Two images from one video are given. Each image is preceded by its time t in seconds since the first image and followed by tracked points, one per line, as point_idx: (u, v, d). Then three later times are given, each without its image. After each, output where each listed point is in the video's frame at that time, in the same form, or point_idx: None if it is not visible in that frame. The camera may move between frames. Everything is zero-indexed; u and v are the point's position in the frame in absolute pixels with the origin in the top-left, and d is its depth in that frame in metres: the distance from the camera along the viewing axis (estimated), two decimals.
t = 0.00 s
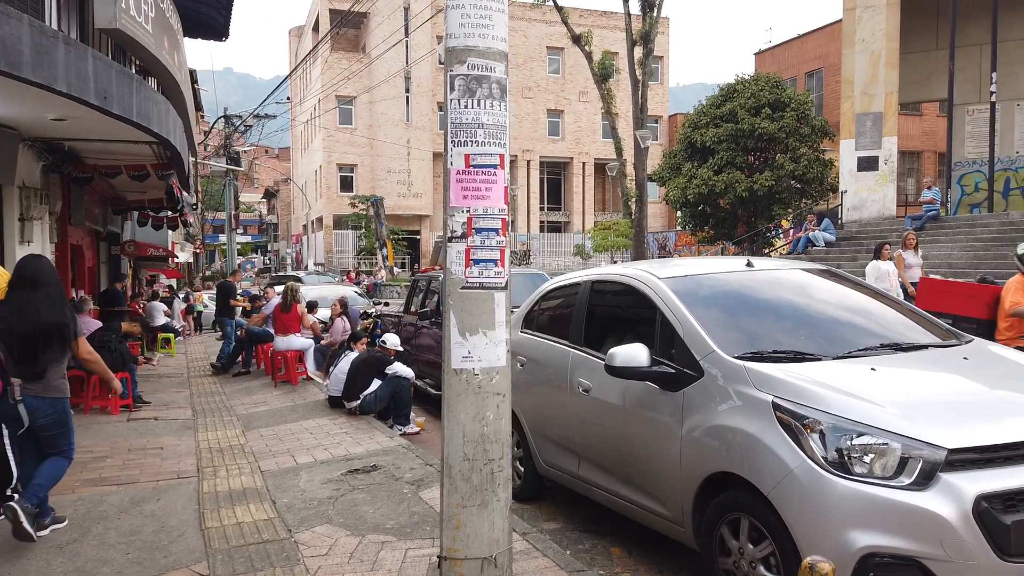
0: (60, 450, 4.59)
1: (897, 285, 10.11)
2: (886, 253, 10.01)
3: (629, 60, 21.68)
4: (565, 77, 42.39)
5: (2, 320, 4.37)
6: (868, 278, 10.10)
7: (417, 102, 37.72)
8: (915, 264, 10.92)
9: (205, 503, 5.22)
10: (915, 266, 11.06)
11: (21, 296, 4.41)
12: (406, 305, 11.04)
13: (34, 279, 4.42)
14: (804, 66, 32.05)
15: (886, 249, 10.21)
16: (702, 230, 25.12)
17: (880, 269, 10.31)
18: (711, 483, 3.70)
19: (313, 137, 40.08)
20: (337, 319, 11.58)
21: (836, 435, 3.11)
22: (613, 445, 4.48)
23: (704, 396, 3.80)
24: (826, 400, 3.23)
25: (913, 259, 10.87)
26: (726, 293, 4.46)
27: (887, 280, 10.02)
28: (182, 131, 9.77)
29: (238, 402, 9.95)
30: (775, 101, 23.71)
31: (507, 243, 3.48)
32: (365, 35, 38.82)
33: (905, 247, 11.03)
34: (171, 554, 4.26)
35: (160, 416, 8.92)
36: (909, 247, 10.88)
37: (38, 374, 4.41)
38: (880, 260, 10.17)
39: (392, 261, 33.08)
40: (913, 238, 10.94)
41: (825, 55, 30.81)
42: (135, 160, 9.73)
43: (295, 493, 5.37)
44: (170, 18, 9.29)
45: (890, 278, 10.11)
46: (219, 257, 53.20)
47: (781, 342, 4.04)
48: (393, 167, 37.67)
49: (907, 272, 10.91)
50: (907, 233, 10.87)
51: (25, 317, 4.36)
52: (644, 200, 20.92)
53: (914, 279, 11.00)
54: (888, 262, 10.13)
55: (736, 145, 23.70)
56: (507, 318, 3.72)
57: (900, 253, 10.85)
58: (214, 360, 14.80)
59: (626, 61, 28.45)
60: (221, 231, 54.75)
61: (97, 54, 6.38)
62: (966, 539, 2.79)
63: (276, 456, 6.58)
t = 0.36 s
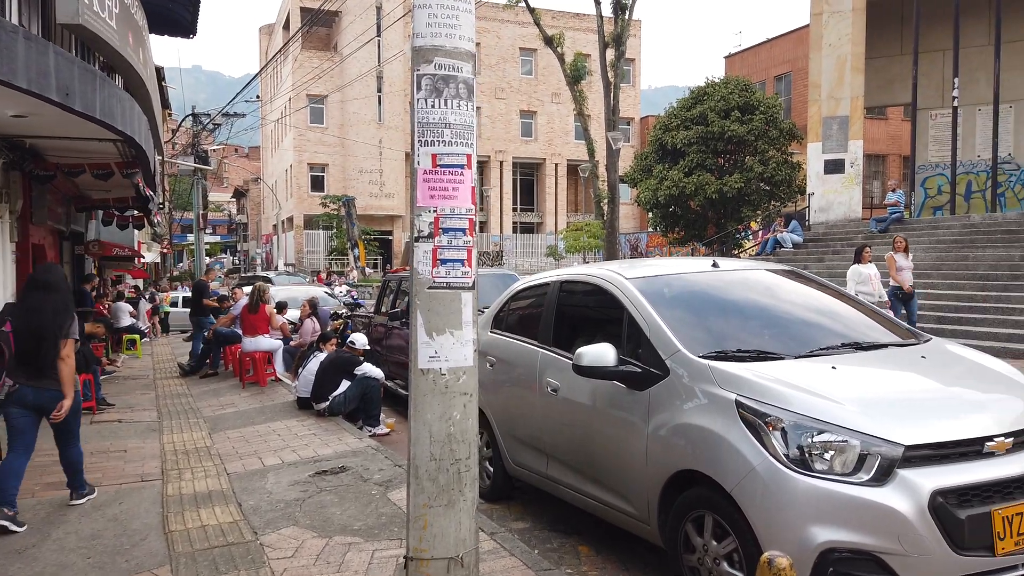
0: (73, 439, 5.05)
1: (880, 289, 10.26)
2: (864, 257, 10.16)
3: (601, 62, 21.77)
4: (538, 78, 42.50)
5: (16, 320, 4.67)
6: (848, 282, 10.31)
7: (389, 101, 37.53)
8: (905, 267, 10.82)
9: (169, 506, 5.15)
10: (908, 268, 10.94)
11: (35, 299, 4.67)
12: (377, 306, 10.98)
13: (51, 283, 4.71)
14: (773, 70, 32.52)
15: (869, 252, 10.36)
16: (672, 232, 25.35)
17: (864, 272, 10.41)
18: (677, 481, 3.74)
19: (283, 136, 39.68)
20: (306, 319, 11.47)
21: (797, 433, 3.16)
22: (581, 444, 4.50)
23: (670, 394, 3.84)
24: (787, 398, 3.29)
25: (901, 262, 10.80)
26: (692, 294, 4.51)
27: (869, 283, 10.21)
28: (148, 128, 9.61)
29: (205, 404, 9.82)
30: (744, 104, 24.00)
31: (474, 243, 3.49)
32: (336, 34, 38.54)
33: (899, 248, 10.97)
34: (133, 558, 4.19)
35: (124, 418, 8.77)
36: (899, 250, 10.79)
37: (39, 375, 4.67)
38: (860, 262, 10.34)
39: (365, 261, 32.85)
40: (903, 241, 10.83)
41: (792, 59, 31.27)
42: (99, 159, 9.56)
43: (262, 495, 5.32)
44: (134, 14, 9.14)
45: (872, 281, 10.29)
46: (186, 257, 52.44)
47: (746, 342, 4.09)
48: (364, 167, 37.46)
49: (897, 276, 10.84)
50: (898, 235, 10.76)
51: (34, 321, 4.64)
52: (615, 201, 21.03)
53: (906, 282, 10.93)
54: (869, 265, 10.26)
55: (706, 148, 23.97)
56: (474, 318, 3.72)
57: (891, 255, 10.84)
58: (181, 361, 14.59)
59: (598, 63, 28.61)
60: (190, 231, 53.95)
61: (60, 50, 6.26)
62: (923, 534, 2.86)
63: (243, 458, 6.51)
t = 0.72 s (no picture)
0: (30, 428, 5.16)
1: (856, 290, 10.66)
2: (842, 256, 10.68)
3: (568, 63, 21.87)
4: (506, 78, 42.54)
5: (6, 313, 5.07)
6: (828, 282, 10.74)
7: (355, 100, 37.25)
8: (883, 266, 11.00)
9: (125, 509, 5.05)
10: (888, 267, 11.05)
11: (23, 291, 5.10)
12: (341, 306, 10.88)
13: (34, 277, 5.11)
14: (737, 72, 32.98)
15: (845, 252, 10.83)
16: (638, 232, 25.56)
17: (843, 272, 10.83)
18: (636, 477, 3.77)
19: (247, 134, 39.12)
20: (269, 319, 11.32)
21: (752, 428, 3.21)
22: (543, 442, 4.52)
23: (630, 391, 3.87)
24: (742, 394, 3.34)
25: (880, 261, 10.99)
26: (653, 292, 4.55)
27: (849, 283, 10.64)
28: (105, 125, 9.41)
29: (164, 406, 9.63)
30: (708, 106, 24.30)
31: (434, 241, 3.48)
32: (301, 32, 38.11)
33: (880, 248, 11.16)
34: (86, 562, 4.10)
35: (80, 421, 8.56)
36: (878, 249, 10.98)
37: (26, 362, 5.10)
38: (841, 263, 10.79)
39: (330, 261, 32.54)
40: (881, 240, 10.92)
41: (756, 62, 31.74)
42: (54, 156, 9.33)
43: (220, 497, 5.24)
44: (90, 8, 8.93)
45: (852, 282, 10.69)
46: (147, 257, 51.38)
47: (705, 341, 4.14)
48: (330, 166, 37.13)
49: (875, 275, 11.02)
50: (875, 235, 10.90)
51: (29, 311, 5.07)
52: (582, 202, 21.14)
53: (887, 281, 11.02)
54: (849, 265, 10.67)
55: (671, 149, 24.23)
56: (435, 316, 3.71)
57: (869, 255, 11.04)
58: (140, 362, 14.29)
59: (565, 63, 28.71)
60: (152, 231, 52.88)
61: (12, 44, 6.11)
62: (873, 527, 2.93)
63: (202, 460, 6.40)
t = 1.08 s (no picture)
0: None
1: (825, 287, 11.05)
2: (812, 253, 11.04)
3: (521, 63, 21.89)
4: (459, 77, 42.42)
5: None
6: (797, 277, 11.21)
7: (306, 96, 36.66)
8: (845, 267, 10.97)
9: (56, 518, 4.86)
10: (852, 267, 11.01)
11: None
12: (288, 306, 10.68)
13: None
14: (687, 74, 33.47)
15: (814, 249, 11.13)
16: (591, 231, 25.73)
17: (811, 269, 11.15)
18: (581, 477, 3.77)
19: (193, 130, 38.18)
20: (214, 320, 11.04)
21: (694, 428, 3.24)
22: (490, 444, 4.50)
23: (576, 391, 3.87)
24: (686, 395, 3.36)
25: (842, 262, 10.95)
26: (600, 293, 4.57)
27: (815, 280, 11.01)
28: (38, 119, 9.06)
29: (103, 410, 9.32)
30: (659, 107, 24.60)
31: (377, 242, 3.42)
32: (250, 26, 37.37)
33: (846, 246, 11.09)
34: None
35: (12, 427, 8.22)
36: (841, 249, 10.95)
37: None
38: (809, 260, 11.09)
39: (280, 260, 31.95)
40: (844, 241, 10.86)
41: (705, 65, 32.27)
42: None
43: (158, 505, 5.09)
44: None
45: (819, 279, 11.08)
46: (89, 256, 49.73)
47: (651, 341, 4.17)
48: (280, 163, 36.48)
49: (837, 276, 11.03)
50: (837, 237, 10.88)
51: None
52: (536, 201, 21.18)
53: (853, 281, 11.02)
54: (814, 262, 10.99)
55: (623, 149, 24.45)
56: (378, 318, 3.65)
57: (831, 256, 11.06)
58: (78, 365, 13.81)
59: (518, 63, 28.76)
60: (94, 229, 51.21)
61: None
62: (810, 523, 2.98)
63: (141, 467, 6.20)
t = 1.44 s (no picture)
0: None
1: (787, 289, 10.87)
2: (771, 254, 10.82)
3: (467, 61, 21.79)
4: (404, 74, 42.04)
5: None
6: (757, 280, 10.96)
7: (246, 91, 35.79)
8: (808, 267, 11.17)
9: None
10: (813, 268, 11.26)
11: None
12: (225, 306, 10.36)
13: None
14: (631, 75, 33.89)
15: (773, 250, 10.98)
16: (537, 230, 25.79)
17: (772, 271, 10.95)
18: (522, 478, 3.73)
19: (128, 124, 36.89)
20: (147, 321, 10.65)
21: (633, 427, 3.24)
22: (430, 446, 4.42)
23: (516, 391, 3.83)
24: (625, 394, 3.35)
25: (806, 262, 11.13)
26: (542, 292, 4.54)
27: (777, 281, 10.78)
28: None
29: (26, 416, 8.89)
30: (603, 107, 24.81)
31: (310, 241, 3.32)
32: (188, 18, 36.27)
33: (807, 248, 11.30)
34: None
35: None
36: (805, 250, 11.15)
37: None
38: (768, 262, 10.93)
39: (219, 258, 31.10)
40: (807, 241, 11.06)
41: (649, 66, 32.71)
42: None
43: (82, 515, 4.86)
44: None
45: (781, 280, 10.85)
46: (15, 254, 47.52)
47: (593, 340, 4.16)
48: (219, 159, 35.52)
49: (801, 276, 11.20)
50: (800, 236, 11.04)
51: None
52: (482, 200, 21.12)
53: (814, 282, 11.25)
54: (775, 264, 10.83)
55: (569, 149, 24.58)
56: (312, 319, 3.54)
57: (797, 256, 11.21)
58: None
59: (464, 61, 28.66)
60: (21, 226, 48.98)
61: None
62: (746, 520, 3.01)
63: (65, 475, 5.92)
